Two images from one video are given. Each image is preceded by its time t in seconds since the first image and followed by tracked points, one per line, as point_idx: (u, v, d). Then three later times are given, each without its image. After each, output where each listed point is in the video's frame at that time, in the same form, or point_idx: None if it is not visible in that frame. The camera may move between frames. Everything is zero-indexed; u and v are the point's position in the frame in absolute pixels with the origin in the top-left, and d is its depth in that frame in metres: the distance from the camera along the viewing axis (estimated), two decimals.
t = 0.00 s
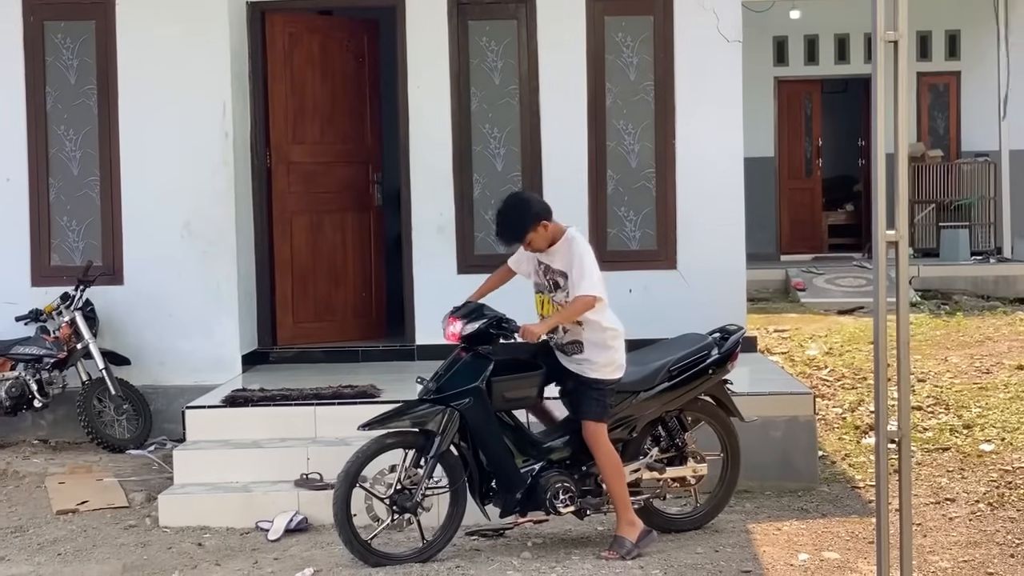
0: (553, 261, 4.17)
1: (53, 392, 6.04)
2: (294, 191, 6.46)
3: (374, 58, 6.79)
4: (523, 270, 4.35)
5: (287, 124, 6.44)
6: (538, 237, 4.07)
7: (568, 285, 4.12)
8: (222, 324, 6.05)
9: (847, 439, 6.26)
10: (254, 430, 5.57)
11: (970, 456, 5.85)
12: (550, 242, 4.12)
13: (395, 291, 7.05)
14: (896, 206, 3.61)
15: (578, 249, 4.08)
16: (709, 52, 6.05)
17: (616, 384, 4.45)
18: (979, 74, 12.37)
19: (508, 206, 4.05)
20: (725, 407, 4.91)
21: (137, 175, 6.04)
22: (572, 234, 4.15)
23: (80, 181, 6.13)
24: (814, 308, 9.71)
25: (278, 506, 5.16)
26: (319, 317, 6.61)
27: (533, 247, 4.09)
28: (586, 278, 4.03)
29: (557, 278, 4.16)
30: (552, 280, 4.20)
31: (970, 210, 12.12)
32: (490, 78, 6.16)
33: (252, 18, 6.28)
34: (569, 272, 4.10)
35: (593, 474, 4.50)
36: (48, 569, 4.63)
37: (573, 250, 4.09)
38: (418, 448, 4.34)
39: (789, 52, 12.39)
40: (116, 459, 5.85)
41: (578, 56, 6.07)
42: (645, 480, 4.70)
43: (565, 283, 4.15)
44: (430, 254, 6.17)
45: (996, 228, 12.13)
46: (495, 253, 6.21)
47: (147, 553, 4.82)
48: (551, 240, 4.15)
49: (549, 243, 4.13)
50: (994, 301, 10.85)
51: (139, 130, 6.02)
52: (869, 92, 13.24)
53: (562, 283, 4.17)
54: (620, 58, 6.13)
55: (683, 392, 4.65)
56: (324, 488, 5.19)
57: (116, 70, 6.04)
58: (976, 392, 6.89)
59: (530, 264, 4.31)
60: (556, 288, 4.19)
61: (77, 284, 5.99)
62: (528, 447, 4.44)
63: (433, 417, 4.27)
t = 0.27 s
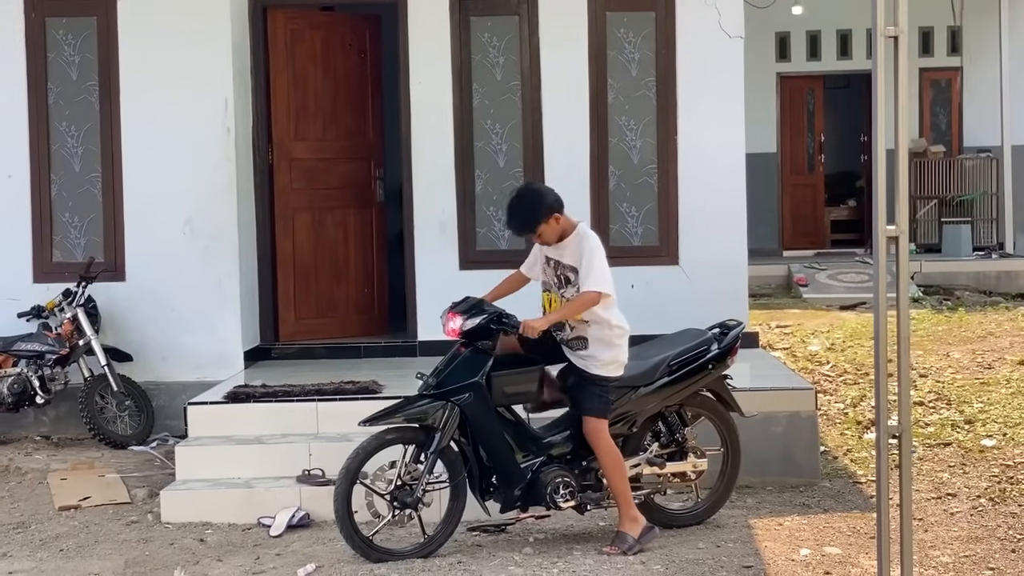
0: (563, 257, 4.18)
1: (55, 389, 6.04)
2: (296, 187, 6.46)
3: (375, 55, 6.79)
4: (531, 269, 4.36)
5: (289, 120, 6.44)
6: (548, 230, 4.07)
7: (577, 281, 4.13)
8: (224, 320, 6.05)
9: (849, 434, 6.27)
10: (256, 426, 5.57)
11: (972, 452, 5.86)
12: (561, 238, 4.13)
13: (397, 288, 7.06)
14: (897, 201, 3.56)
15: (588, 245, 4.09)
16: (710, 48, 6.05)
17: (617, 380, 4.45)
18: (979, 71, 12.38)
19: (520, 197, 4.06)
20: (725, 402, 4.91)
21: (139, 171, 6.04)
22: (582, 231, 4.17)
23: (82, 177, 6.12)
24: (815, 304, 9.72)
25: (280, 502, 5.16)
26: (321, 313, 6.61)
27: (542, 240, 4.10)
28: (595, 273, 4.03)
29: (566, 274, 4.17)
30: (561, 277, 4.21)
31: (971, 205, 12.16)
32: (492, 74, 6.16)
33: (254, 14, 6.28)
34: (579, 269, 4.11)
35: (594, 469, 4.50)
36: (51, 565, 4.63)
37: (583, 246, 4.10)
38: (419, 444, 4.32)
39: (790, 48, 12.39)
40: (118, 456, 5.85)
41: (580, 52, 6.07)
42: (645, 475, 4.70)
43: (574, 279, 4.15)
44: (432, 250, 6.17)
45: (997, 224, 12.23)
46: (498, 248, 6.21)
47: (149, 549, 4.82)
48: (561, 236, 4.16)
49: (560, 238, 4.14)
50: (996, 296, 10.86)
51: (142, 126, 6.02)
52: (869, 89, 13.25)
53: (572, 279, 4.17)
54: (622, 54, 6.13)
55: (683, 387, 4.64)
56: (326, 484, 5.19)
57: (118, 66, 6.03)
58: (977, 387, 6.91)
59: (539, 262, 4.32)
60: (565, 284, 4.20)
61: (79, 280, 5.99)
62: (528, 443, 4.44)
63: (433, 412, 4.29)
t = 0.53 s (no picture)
0: (567, 255, 4.18)
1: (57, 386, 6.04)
2: (297, 183, 6.47)
3: (377, 51, 6.78)
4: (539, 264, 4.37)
5: (290, 117, 6.45)
6: (553, 226, 4.07)
7: (581, 280, 4.13)
8: (226, 317, 6.06)
9: (850, 431, 6.27)
10: (257, 423, 5.58)
11: (974, 448, 5.86)
12: (566, 235, 4.14)
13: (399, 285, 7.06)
14: (897, 197, 3.50)
15: (593, 244, 4.09)
16: (711, 44, 6.06)
17: (617, 376, 4.43)
18: (981, 68, 12.38)
19: (527, 192, 4.07)
20: (725, 398, 4.90)
21: (140, 168, 6.04)
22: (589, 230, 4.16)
23: (83, 174, 6.12)
24: (817, 300, 9.71)
25: (282, 499, 5.17)
26: (323, 310, 6.62)
27: (546, 236, 4.09)
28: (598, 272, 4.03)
29: (570, 272, 4.18)
30: (566, 275, 4.21)
31: (975, 201, 12.13)
32: (493, 71, 6.15)
33: (255, 10, 6.29)
34: (582, 267, 4.11)
35: (594, 465, 4.51)
36: (52, 562, 4.63)
37: (588, 245, 4.09)
38: (419, 440, 4.32)
39: (792, 45, 12.39)
40: (120, 452, 5.85)
41: (582, 48, 6.08)
42: (646, 472, 4.70)
43: (577, 277, 4.16)
44: (433, 246, 6.17)
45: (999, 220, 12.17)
46: (499, 245, 6.21)
47: (151, 546, 4.82)
48: (567, 233, 4.16)
49: (565, 236, 4.14)
50: (998, 293, 10.84)
51: (143, 123, 6.02)
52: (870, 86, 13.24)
53: (575, 277, 4.18)
54: (623, 50, 6.13)
55: (682, 383, 4.62)
56: (327, 480, 5.19)
57: (119, 63, 6.03)
58: (979, 383, 6.91)
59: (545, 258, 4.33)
60: (569, 282, 4.21)
61: (81, 277, 5.99)
62: (529, 439, 4.45)
63: (433, 409, 4.29)
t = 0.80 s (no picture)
0: (569, 249, 4.19)
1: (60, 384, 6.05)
2: (299, 181, 6.48)
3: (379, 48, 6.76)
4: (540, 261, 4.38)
5: (292, 114, 6.46)
6: (554, 216, 4.10)
7: (582, 273, 4.13)
8: (228, 315, 6.06)
9: (853, 428, 6.26)
10: (259, 421, 5.58)
11: (976, 445, 5.85)
12: (568, 228, 4.16)
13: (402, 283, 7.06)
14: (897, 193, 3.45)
15: (594, 237, 4.10)
16: (713, 41, 6.06)
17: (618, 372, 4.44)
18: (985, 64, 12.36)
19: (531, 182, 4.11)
20: (726, 395, 4.90)
21: (143, 166, 6.05)
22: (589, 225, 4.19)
23: (86, 173, 6.13)
24: (821, 297, 9.69)
25: (284, 496, 5.17)
26: (325, 308, 6.62)
27: (548, 227, 4.11)
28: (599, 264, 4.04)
29: (572, 266, 4.18)
30: (567, 269, 4.22)
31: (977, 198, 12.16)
32: (495, 68, 6.15)
33: (257, 7, 6.30)
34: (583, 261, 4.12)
35: (595, 461, 4.50)
36: (55, 559, 4.64)
37: (589, 239, 4.10)
38: (420, 437, 4.33)
39: (795, 42, 12.37)
40: (123, 450, 5.86)
41: (583, 45, 6.08)
42: (648, 468, 4.69)
43: (579, 271, 4.16)
44: (435, 244, 6.17)
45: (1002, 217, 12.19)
46: (501, 242, 6.21)
47: (153, 543, 4.83)
48: (569, 226, 4.17)
49: (567, 229, 4.16)
50: (1002, 290, 10.82)
51: (146, 121, 6.03)
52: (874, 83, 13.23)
53: (576, 272, 4.18)
54: (624, 47, 6.13)
55: (683, 379, 4.63)
56: (329, 478, 5.19)
57: (121, 61, 6.04)
58: (982, 380, 6.90)
59: (546, 254, 4.34)
60: (570, 277, 4.21)
61: (83, 275, 6.00)
62: (530, 436, 4.46)
63: (434, 405, 4.28)
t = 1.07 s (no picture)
0: (570, 245, 4.20)
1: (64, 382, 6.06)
2: (304, 179, 6.48)
3: (384, 46, 6.75)
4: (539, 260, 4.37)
5: (296, 113, 6.46)
6: (556, 206, 4.13)
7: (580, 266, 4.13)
8: (232, 313, 6.07)
9: (858, 425, 6.26)
10: (264, 418, 5.58)
11: (981, 443, 5.84)
12: (571, 222, 4.18)
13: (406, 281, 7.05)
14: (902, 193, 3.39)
15: (594, 230, 4.11)
16: (718, 39, 6.06)
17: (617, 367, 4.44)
18: (989, 62, 12.35)
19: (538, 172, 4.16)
20: (728, 392, 4.88)
21: (147, 165, 6.05)
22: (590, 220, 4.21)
23: (91, 171, 6.14)
24: (825, 295, 9.69)
25: (289, 494, 5.17)
26: (329, 306, 6.62)
27: (551, 217, 4.15)
28: (598, 254, 4.04)
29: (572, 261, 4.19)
30: (568, 265, 4.22)
31: (982, 195, 12.13)
32: (499, 66, 6.15)
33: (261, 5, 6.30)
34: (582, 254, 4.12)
35: (598, 458, 4.47)
36: (60, 557, 4.65)
37: (590, 233, 4.11)
38: (422, 434, 4.30)
39: (799, 40, 12.36)
40: (127, 448, 5.87)
41: (588, 42, 6.08)
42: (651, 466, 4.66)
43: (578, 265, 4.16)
44: (440, 241, 6.17)
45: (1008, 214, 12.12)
46: (506, 240, 6.20)
47: (158, 541, 4.83)
48: (572, 221, 4.20)
49: (570, 223, 4.19)
50: (1007, 287, 10.80)
51: (150, 119, 6.04)
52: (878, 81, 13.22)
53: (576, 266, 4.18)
54: (629, 45, 6.13)
55: (684, 377, 4.59)
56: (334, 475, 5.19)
57: (126, 59, 6.04)
58: (987, 377, 6.89)
59: (546, 252, 4.35)
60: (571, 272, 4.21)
61: (88, 273, 6.01)
62: (533, 435, 4.48)
63: (437, 402, 4.25)
